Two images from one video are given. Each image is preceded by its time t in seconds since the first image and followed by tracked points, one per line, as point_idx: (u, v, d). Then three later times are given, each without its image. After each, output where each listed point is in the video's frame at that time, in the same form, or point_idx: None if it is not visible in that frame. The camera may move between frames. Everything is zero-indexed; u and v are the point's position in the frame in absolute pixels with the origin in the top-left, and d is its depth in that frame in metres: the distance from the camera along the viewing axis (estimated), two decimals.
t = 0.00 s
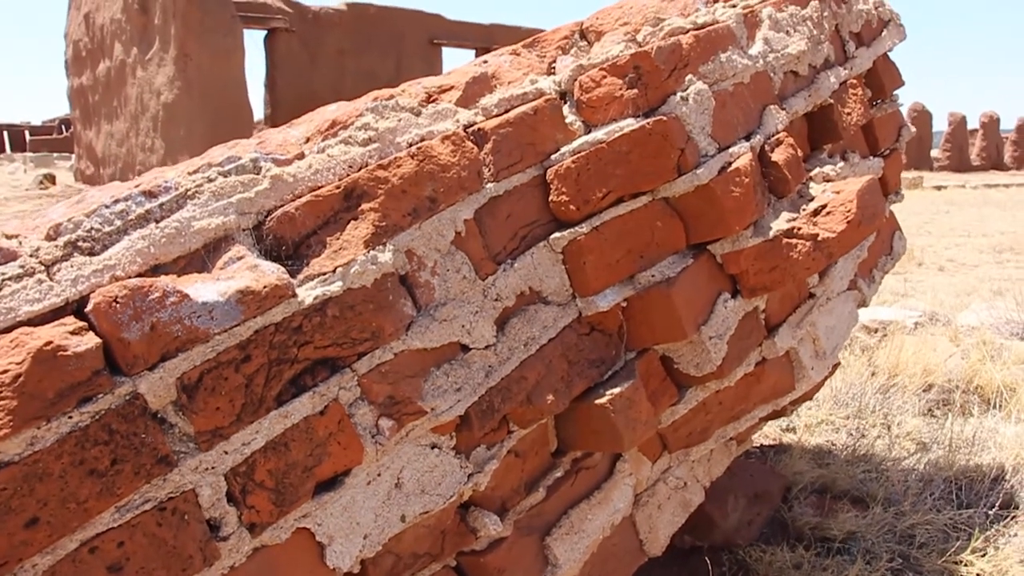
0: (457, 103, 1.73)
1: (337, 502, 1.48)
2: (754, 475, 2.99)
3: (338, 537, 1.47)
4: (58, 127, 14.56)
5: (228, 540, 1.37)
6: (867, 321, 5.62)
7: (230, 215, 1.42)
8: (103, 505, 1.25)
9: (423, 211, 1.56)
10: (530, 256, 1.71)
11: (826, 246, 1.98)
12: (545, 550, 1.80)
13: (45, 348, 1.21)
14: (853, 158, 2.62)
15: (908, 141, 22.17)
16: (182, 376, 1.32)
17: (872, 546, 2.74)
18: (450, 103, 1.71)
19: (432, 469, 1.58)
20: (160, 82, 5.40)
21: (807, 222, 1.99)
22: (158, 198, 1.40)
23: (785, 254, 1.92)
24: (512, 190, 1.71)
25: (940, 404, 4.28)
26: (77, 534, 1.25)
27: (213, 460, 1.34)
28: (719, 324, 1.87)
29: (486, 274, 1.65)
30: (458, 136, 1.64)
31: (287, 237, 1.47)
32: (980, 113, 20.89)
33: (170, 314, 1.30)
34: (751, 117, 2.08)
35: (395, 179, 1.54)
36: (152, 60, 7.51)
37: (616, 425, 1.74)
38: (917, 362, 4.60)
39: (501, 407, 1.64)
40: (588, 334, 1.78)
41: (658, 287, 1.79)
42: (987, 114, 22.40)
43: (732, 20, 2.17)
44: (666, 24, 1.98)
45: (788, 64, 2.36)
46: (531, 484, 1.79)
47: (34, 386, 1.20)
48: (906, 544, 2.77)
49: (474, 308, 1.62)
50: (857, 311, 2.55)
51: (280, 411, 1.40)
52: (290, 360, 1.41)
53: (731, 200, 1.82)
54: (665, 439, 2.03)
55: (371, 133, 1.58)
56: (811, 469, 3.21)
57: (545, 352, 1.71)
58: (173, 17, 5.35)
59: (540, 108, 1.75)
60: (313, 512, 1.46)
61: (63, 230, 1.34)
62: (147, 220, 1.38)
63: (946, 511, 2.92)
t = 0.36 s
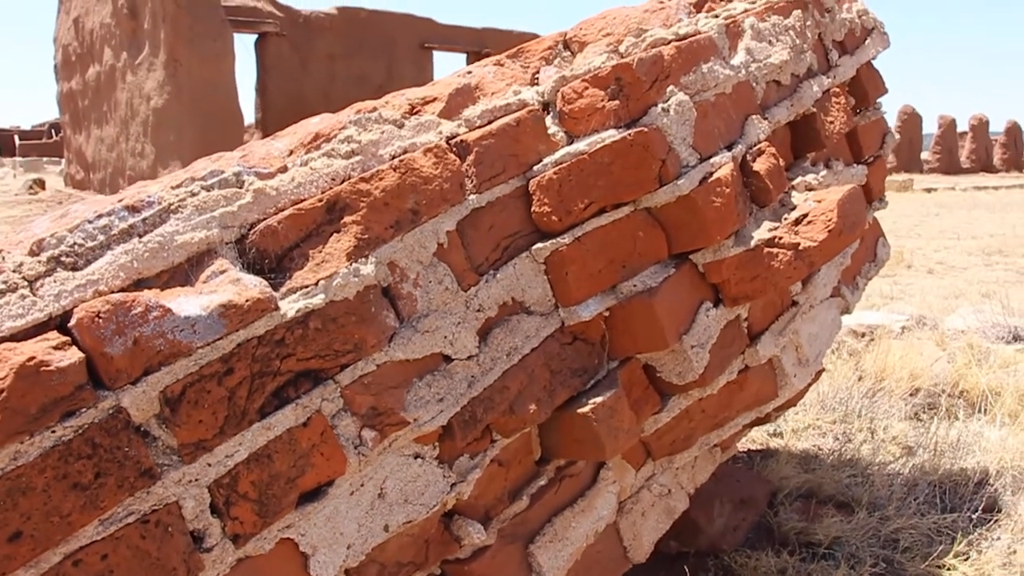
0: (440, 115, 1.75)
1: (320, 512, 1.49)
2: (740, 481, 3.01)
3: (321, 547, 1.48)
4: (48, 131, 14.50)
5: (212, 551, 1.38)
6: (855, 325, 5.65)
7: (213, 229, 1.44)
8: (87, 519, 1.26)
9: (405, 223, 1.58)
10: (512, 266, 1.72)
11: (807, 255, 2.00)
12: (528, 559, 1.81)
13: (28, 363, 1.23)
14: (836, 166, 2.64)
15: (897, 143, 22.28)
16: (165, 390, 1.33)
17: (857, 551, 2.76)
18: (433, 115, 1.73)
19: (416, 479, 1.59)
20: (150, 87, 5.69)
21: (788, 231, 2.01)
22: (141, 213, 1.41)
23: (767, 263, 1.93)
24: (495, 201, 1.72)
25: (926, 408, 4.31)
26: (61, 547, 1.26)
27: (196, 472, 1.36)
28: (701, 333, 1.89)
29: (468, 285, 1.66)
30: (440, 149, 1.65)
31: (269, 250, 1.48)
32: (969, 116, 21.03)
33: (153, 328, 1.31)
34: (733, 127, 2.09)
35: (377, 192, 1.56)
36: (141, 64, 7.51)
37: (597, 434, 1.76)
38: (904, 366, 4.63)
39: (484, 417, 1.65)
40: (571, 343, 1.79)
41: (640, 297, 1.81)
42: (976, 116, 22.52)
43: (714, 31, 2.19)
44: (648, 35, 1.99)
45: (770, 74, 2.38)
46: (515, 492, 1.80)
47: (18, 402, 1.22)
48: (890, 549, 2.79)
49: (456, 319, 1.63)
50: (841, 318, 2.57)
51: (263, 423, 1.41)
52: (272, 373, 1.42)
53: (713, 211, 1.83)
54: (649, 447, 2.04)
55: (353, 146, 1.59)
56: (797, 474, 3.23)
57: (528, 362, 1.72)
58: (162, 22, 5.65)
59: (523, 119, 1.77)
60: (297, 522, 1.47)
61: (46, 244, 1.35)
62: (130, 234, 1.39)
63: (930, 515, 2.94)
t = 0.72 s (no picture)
0: (419, 126, 1.76)
1: (298, 523, 1.50)
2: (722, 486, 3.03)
3: (299, 557, 1.49)
4: (36, 133, 14.44)
5: (189, 562, 1.39)
6: (839, 330, 5.69)
7: (191, 241, 1.45)
8: (63, 531, 1.27)
9: (382, 235, 1.59)
10: (490, 277, 1.74)
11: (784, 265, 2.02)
12: (507, 566, 1.83)
13: (4, 377, 1.24)
14: (816, 175, 2.66)
15: (885, 147, 22.40)
16: (142, 403, 1.34)
17: (836, 557, 2.79)
18: (411, 126, 1.74)
19: (393, 488, 1.61)
20: (138, 91, 5.68)
21: (766, 241, 2.02)
22: (119, 226, 1.42)
23: (743, 273, 1.95)
24: (473, 212, 1.74)
25: (908, 413, 4.35)
26: (36, 560, 1.27)
27: (173, 483, 1.36)
28: (678, 343, 1.90)
29: (446, 296, 1.67)
30: (418, 161, 1.67)
31: (247, 263, 1.49)
32: (957, 120, 21.17)
33: (130, 341, 1.32)
34: (711, 137, 2.11)
35: (354, 205, 1.57)
36: (129, 67, 7.51)
37: (575, 443, 1.78)
38: (887, 371, 4.66)
39: (461, 426, 1.67)
40: (549, 353, 1.81)
41: (618, 307, 1.83)
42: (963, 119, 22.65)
43: (693, 42, 2.22)
44: (625, 47, 2.01)
45: (749, 84, 2.39)
46: (493, 500, 1.82)
47: None
48: (869, 554, 2.82)
49: (434, 330, 1.64)
50: (820, 326, 2.59)
51: (240, 435, 1.42)
52: (250, 385, 1.43)
53: (689, 222, 1.85)
54: (628, 454, 2.06)
55: (331, 158, 1.60)
56: (780, 479, 3.25)
57: (505, 372, 1.74)
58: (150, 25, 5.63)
59: (500, 131, 1.78)
60: (275, 532, 1.48)
61: (23, 258, 1.36)
62: (107, 248, 1.40)
63: (910, 521, 2.97)
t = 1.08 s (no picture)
0: (407, 143, 1.78)
1: (283, 538, 1.51)
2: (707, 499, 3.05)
3: (283, 572, 1.51)
4: (28, 133, 14.39)
5: None
6: (826, 340, 5.72)
7: (179, 260, 1.46)
8: (48, 548, 1.29)
9: (369, 253, 1.61)
10: (476, 294, 1.76)
11: (768, 282, 2.04)
12: None
13: None
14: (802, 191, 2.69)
15: (876, 155, 22.51)
16: (128, 421, 1.35)
17: (819, 570, 2.81)
18: (399, 143, 1.76)
19: (378, 504, 1.62)
20: (130, 93, 5.66)
21: (750, 259, 2.05)
22: (107, 245, 1.43)
23: (727, 291, 1.97)
24: (459, 230, 1.76)
25: (894, 425, 4.38)
26: None
27: (159, 501, 1.38)
28: (662, 360, 1.92)
29: (431, 313, 1.69)
30: (405, 179, 1.68)
31: (234, 281, 1.51)
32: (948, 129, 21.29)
33: (117, 360, 1.33)
34: (697, 156, 2.12)
35: (342, 223, 1.59)
36: (122, 69, 7.50)
37: (559, 459, 1.80)
38: (874, 383, 4.69)
39: (446, 443, 1.69)
40: (534, 369, 1.83)
41: (602, 325, 1.84)
42: (954, 128, 22.78)
43: (680, 61, 2.24)
44: (613, 65, 2.03)
45: (735, 102, 2.42)
46: (478, 515, 1.83)
47: None
48: (852, 567, 2.85)
49: (419, 347, 1.66)
50: (805, 341, 2.62)
51: (226, 452, 1.43)
52: (236, 403, 1.45)
53: (674, 240, 1.87)
54: (613, 469, 2.08)
55: (319, 176, 1.62)
56: (765, 491, 3.27)
57: (490, 388, 1.76)
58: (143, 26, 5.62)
59: (487, 149, 1.80)
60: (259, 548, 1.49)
61: (11, 277, 1.37)
62: (96, 266, 1.42)
63: (893, 534, 2.99)
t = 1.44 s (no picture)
0: (399, 155, 1.80)
1: (276, 548, 1.53)
2: (698, 506, 3.08)
3: None
4: (21, 135, 14.36)
5: None
6: (818, 347, 5.75)
7: (174, 273, 1.48)
8: (44, 559, 1.31)
9: (361, 266, 1.63)
10: (467, 306, 1.78)
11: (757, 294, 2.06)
12: None
13: None
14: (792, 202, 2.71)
15: (870, 160, 22.61)
16: (123, 433, 1.37)
17: None
18: (391, 156, 1.78)
19: (370, 514, 1.64)
20: (125, 95, 5.99)
21: (739, 270, 2.07)
22: (102, 259, 1.45)
23: (717, 302, 1.99)
24: (451, 243, 1.78)
25: (885, 433, 4.41)
26: None
27: (153, 512, 1.39)
28: (652, 371, 1.94)
29: (423, 325, 1.71)
30: (397, 193, 1.70)
31: (228, 294, 1.53)
32: (941, 134, 21.39)
33: (112, 374, 1.35)
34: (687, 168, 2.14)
35: (334, 237, 1.61)
36: (116, 72, 7.52)
37: (549, 469, 1.82)
38: (865, 390, 4.72)
39: (437, 453, 1.71)
40: (525, 380, 1.85)
41: (592, 336, 1.87)
42: (947, 134, 22.88)
43: (671, 73, 2.26)
44: (604, 78, 2.05)
45: (725, 114, 2.44)
46: (469, 524, 1.85)
47: None
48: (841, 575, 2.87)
49: (411, 359, 1.68)
50: (794, 350, 2.64)
51: (219, 464, 1.45)
52: (229, 415, 1.47)
53: (663, 253, 1.89)
54: (603, 478, 2.10)
55: (312, 189, 1.64)
56: (755, 499, 3.30)
57: (481, 400, 1.78)
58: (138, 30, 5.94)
59: (479, 161, 1.82)
60: (252, 558, 1.51)
61: (8, 291, 1.39)
62: (91, 280, 1.43)
63: (882, 542, 3.02)
